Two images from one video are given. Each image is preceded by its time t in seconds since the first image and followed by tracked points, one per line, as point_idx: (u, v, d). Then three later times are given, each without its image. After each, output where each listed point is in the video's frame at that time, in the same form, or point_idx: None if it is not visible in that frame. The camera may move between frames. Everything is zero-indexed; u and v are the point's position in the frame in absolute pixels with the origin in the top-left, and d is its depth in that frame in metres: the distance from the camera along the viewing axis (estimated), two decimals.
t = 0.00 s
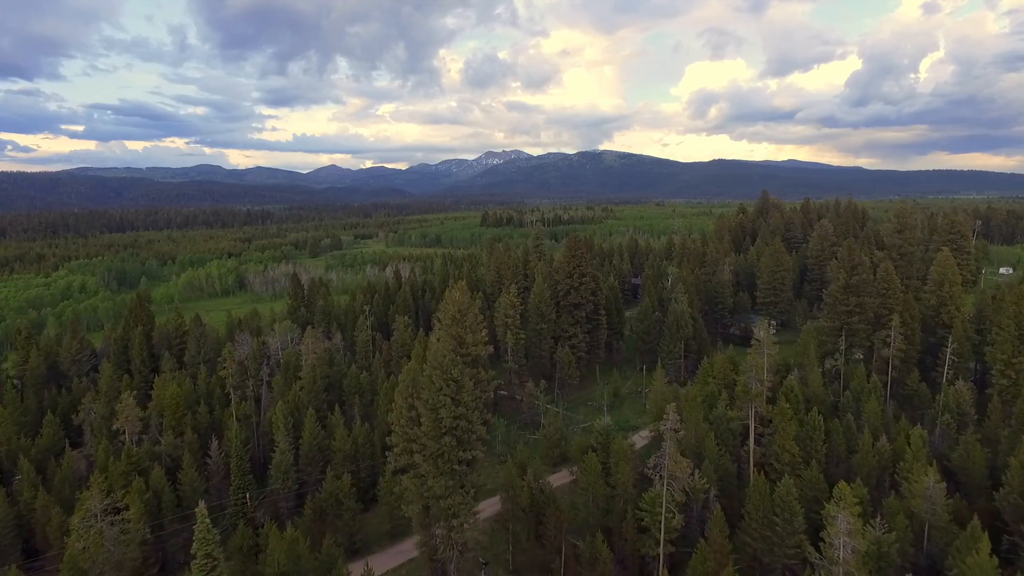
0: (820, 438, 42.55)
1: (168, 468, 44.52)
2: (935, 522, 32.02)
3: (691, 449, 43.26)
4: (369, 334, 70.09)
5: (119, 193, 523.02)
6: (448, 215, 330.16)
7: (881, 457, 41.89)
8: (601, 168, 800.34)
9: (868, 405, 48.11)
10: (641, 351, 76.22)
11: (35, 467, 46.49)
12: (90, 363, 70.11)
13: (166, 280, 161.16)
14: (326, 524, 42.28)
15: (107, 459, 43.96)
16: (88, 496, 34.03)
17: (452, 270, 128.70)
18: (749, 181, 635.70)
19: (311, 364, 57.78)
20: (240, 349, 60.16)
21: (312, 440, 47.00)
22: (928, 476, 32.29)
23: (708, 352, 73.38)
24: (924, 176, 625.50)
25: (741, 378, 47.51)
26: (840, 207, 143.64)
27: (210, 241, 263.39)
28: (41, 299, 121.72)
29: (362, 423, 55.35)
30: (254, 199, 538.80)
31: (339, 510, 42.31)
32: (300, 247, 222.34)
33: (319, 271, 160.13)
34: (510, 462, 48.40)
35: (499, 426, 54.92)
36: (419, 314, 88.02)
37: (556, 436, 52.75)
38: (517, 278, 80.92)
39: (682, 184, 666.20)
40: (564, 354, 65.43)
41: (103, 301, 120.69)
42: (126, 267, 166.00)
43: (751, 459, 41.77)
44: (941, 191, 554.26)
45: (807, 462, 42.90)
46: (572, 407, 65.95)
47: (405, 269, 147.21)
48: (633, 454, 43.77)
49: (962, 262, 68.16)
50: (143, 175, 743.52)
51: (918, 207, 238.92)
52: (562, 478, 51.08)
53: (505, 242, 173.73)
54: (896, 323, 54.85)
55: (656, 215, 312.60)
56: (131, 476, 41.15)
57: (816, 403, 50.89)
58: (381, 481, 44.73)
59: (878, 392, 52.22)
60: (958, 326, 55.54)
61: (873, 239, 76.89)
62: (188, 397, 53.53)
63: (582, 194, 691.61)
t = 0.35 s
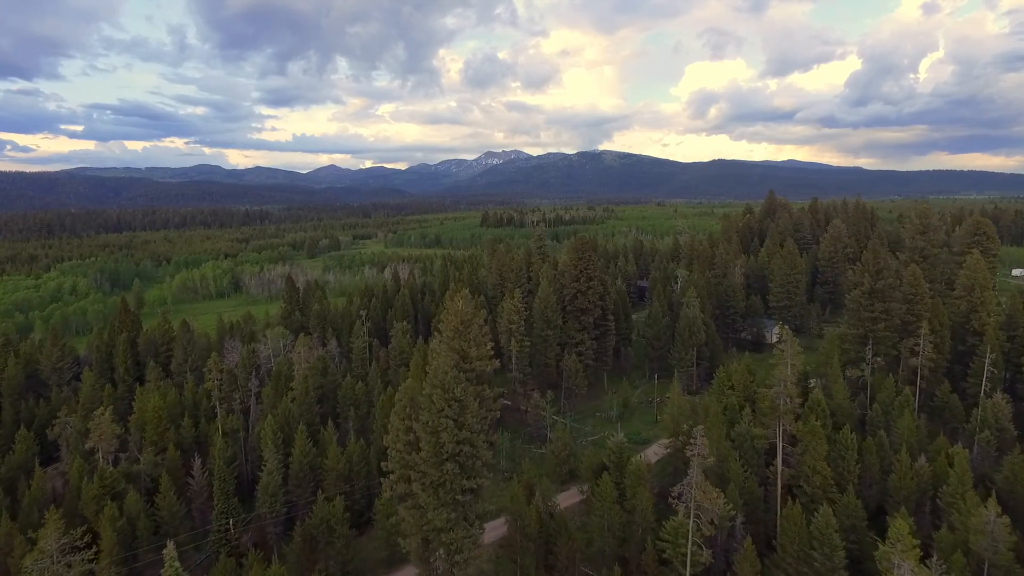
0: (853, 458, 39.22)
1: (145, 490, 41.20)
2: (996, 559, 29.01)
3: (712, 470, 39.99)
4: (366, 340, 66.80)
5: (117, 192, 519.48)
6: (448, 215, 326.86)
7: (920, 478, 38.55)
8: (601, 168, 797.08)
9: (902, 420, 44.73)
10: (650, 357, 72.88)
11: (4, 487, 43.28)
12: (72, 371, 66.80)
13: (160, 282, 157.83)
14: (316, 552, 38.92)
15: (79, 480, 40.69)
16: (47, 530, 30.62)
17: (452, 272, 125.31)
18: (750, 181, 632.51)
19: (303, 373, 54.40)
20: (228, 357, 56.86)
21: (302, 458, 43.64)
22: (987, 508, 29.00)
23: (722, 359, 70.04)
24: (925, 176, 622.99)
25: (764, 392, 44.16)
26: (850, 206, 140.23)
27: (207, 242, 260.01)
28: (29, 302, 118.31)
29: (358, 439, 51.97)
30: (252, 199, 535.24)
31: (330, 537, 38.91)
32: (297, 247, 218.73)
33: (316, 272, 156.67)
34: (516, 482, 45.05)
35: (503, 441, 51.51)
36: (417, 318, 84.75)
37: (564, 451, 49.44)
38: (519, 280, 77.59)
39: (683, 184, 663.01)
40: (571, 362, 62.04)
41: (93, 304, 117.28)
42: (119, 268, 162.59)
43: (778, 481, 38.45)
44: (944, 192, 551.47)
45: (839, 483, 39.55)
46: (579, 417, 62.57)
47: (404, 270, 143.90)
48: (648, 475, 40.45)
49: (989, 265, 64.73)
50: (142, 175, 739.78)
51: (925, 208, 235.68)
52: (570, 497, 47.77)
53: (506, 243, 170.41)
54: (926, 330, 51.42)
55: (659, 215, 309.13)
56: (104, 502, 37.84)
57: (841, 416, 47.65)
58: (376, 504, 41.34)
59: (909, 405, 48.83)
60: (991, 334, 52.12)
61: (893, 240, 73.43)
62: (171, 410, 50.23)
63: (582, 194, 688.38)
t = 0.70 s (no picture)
0: (888, 479, 36.28)
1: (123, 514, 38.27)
2: None
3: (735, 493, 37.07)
4: (363, 347, 63.72)
5: (115, 192, 516.35)
6: (448, 215, 323.92)
7: (962, 501, 35.54)
8: (602, 168, 794.14)
9: (936, 436, 41.74)
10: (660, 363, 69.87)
11: None
12: (54, 379, 63.70)
13: (154, 283, 154.55)
14: None
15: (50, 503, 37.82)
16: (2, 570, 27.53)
17: (453, 273, 122.20)
18: (751, 181, 629.86)
19: (296, 384, 51.33)
20: (217, 366, 53.90)
21: (292, 478, 40.65)
22: None
23: (735, 366, 67.05)
24: (927, 176, 620.35)
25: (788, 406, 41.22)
26: (858, 207, 137.27)
27: (204, 242, 256.94)
28: (18, 305, 115.09)
29: (354, 454, 48.97)
30: (251, 199, 532.00)
31: (322, 567, 35.89)
32: (294, 248, 215.41)
33: (313, 273, 153.63)
34: (523, 502, 42.01)
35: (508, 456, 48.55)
36: (417, 322, 81.69)
37: (573, 468, 46.44)
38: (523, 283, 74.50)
39: (683, 184, 660.15)
40: (578, 371, 58.97)
41: (83, 306, 114.14)
42: (113, 269, 159.44)
43: (808, 506, 35.52)
44: (946, 192, 548.49)
45: (874, 507, 36.57)
46: (587, 428, 59.56)
47: (403, 272, 140.90)
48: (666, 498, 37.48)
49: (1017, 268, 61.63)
50: (140, 175, 735.86)
51: (930, 208, 232.86)
52: (580, 517, 44.81)
53: (508, 244, 167.47)
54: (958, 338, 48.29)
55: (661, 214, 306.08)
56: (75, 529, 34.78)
57: (869, 431, 44.66)
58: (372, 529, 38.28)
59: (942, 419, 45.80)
60: None
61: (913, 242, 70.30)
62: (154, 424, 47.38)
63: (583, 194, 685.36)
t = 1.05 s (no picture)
0: (935, 506, 32.91)
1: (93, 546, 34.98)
2: None
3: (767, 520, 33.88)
4: (360, 355, 60.38)
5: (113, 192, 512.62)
6: (447, 215, 320.39)
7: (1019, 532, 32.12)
8: (602, 168, 791.01)
9: (984, 456, 38.24)
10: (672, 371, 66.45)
11: None
12: (31, 388, 60.21)
13: (146, 285, 150.99)
14: None
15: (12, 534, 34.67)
16: None
17: (452, 276, 118.76)
18: (752, 181, 626.92)
19: (287, 395, 48.00)
20: (203, 377, 50.64)
21: (280, 502, 37.36)
22: None
23: (751, 375, 63.66)
24: (929, 176, 617.81)
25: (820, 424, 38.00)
26: (868, 207, 133.98)
27: (200, 242, 253.16)
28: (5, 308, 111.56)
29: (348, 472, 45.67)
30: (249, 199, 527.99)
31: None
32: (291, 249, 211.86)
33: (310, 275, 150.21)
34: (532, 528, 38.59)
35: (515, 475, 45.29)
36: (416, 326, 78.44)
37: (584, 489, 43.10)
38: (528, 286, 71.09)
39: (684, 184, 657.21)
40: (587, 380, 55.62)
41: (71, 309, 110.53)
42: (105, 271, 155.89)
43: (846, 537, 32.52)
44: (948, 192, 545.78)
45: (920, 538, 33.10)
46: (596, 441, 56.23)
47: (402, 274, 137.57)
48: (689, 527, 34.26)
49: None
50: (138, 174, 732.88)
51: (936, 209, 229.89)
52: (593, 542, 41.47)
53: (509, 245, 164.02)
54: (1000, 347, 44.78)
55: (664, 215, 302.87)
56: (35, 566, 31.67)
57: (906, 449, 41.24)
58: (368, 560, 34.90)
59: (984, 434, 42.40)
60: None
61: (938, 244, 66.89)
62: (132, 442, 44.61)
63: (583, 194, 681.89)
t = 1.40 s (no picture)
0: (987, 538, 29.87)
1: None
2: None
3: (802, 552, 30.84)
4: (356, 363, 57.32)
5: (110, 192, 508.98)
6: (447, 215, 317.19)
7: None
8: (602, 168, 788.03)
9: None
10: (684, 379, 63.36)
11: None
12: (10, 398, 57.14)
13: (140, 287, 147.77)
14: None
15: None
16: None
17: (453, 279, 115.64)
18: (753, 181, 623.95)
19: (276, 408, 44.88)
20: (188, 388, 47.51)
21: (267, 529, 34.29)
22: None
23: (767, 384, 60.62)
24: (931, 176, 615.41)
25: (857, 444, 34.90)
26: (878, 207, 130.95)
27: (197, 243, 249.74)
28: None
29: (341, 492, 42.57)
30: (247, 199, 524.50)
31: None
32: (289, 250, 208.51)
33: (307, 276, 147.03)
34: (541, 556, 35.42)
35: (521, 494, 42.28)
36: (415, 331, 75.46)
37: (596, 510, 40.06)
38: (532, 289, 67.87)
39: (684, 184, 654.24)
40: (596, 391, 52.60)
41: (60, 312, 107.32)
42: (98, 272, 152.71)
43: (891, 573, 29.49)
44: (952, 192, 542.38)
45: (971, 572, 29.99)
46: (605, 455, 53.12)
47: (401, 275, 134.56)
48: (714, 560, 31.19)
49: None
50: (137, 174, 729.53)
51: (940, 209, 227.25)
52: (606, 568, 38.41)
53: (510, 246, 160.92)
54: None
55: (667, 214, 299.46)
56: None
57: (944, 468, 38.20)
58: None
59: None
60: None
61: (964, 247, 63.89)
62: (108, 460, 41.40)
63: (583, 194, 678.67)
